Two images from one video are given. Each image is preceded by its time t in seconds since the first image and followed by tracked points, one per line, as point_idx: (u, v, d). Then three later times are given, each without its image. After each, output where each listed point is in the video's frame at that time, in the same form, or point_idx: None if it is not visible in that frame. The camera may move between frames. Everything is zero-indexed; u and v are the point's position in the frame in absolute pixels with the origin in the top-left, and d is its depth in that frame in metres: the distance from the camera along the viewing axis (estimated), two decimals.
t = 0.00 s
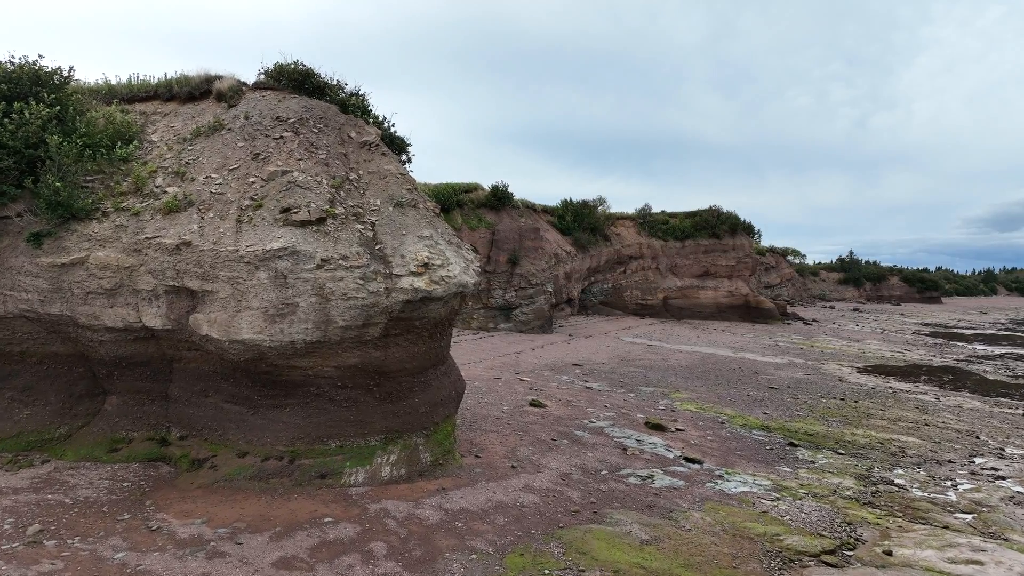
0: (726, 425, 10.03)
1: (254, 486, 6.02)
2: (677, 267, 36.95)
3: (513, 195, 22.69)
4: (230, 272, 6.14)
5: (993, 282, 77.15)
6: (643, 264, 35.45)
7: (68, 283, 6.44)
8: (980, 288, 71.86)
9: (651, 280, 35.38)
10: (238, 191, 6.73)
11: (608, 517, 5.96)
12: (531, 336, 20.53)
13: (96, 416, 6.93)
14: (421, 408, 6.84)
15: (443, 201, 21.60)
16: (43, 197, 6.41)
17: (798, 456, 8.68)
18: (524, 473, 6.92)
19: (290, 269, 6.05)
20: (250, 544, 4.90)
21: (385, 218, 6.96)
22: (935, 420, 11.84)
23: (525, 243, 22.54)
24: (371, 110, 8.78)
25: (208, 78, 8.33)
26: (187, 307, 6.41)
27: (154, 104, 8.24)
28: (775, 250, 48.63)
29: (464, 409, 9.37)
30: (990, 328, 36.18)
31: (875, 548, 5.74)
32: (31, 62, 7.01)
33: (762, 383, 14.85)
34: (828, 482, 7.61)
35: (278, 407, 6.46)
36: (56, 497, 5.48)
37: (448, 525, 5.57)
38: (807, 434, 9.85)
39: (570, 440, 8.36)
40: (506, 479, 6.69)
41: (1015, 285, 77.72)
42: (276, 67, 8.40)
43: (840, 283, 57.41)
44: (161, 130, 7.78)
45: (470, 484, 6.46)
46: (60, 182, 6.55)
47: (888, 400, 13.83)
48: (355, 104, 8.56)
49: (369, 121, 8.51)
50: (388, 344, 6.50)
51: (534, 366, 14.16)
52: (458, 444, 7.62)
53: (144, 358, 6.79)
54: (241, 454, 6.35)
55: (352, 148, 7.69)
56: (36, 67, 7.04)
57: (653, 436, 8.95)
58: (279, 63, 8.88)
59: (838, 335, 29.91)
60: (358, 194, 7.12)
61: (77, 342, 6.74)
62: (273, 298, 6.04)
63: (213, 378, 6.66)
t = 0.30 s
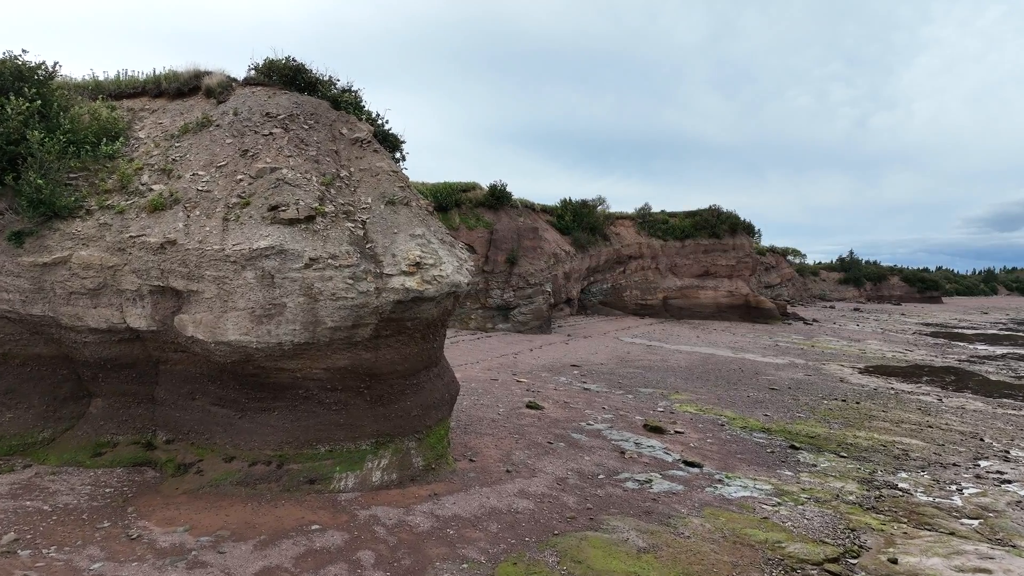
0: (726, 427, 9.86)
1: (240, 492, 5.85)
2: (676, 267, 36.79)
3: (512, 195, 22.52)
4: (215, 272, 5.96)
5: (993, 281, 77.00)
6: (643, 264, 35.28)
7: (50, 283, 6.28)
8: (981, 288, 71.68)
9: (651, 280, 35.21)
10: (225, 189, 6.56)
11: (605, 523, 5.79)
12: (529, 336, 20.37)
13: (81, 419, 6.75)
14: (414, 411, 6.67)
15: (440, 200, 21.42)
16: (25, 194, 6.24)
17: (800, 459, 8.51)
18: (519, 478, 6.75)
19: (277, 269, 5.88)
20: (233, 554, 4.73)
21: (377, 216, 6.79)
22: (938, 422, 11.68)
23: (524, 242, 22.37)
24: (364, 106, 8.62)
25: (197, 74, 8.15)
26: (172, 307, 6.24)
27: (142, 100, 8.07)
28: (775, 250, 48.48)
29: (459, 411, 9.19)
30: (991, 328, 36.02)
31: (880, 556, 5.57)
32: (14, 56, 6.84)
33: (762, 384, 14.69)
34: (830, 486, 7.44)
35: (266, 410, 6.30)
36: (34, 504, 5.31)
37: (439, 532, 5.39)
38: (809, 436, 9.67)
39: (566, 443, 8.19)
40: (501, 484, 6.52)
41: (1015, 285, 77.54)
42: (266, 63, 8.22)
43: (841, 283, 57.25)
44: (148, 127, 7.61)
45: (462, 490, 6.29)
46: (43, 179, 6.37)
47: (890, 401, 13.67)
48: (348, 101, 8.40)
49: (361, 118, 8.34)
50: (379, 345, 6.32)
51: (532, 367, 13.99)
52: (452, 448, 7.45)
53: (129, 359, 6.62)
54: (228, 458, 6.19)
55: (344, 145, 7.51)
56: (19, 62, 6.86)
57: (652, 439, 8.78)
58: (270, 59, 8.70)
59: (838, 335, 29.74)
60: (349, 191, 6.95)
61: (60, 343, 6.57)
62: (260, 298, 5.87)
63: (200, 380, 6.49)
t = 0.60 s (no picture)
0: (725, 429, 9.68)
1: (225, 498, 5.68)
2: (676, 267, 36.61)
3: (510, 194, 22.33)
4: (199, 271, 5.79)
5: (994, 281, 76.80)
6: (642, 264, 35.08)
7: (30, 283, 6.12)
8: (981, 288, 71.48)
9: (650, 280, 35.04)
10: (211, 186, 6.38)
11: (600, 530, 5.61)
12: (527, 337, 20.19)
13: (63, 422, 6.58)
14: (405, 415, 6.49)
15: (438, 200, 21.24)
16: (3, 191, 6.06)
17: (801, 462, 8.33)
18: (513, 482, 6.57)
19: (263, 268, 5.71)
20: (213, 563, 4.55)
21: (367, 214, 6.61)
22: (941, 424, 11.50)
23: (522, 242, 22.18)
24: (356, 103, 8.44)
25: (184, 69, 7.97)
26: (155, 307, 6.06)
27: (128, 96, 7.89)
28: (775, 250, 48.29)
29: (454, 414, 9.01)
30: (992, 328, 35.85)
31: (884, 564, 5.40)
32: None
33: (762, 385, 14.51)
34: (832, 491, 7.26)
35: (252, 413, 6.13)
36: (9, 512, 5.13)
37: (428, 540, 5.21)
38: (810, 439, 9.50)
39: (562, 446, 8.02)
40: (494, 490, 6.35)
41: (1015, 285, 77.34)
42: (255, 57, 8.05)
43: (841, 283, 57.06)
44: (134, 123, 7.43)
45: (454, 495, 6.12)
46: (22, 176, 6.20)
47: (892, 402, 13.49)
48: (340, 97, 8.23)
49: (353, 114, 8.16)
50: (368, 347, 6.15)
51: (529, 368, 13.80)
52: (445, 451, 7.28)
53: (113, 361, 6.45)
54: (213, 463, 6.02)
55: (334, 141, 7.33)
56: None
57: (649, 442, 8.61)
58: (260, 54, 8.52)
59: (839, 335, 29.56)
60: (338, 189, 6.78)
61: (42, 345, 6.40)
62: (244, 298, 5.70)
63: (185, 382, 6.32)
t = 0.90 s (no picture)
0: (724, 432, 9.50)
1: (208, 505, 5.50)
2: (676, 267, 36.44)
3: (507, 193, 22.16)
4: (181, 270, 5.61)
5: (994, 281, 76.63)
6: (642, 264, 34.91)
7: (8, 282, 5.97)
8: (982, 288, 71.29)
9: (649, 280, 34.87)
10: (195, 183, 6.21)
11: (595, 538, 5.44)
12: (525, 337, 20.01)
13: (44, 426, 6.40)
14: (395, 418, 6.30)
15: (435, 199, 21.07)
16: None
17: (802, 466, 8.16)
18: (506, 488, 6.40)
19: (246, 267, 5.54)
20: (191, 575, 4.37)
21: (356, 212, 6.43)
22: (944, 426, 11.32)
23: (520, 241, 22.00)
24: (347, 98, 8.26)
25: (171, 64, 7.79)
26: (137, 308, 5.89)
27: (114, 92, 7.72)
28: (774, 250, 48.14)
29: (448, 416, 8.83)
30: (993, 328, 35.68)
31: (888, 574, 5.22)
32: None
33: (762, 386, 14.34)
34: (834, 496, 7.07)
35: (237, 417, 5.96)
36: None
37: (417, 549, 5.03)
38: (811, 442, 9.32)
39: (558, 450, 7.84)
40: (486, 496, 6.17)
41: (1016, 284, 77.17)
42: (243, 52, 7.87)
43: (841, 283, 56.89)
44: (118, 119, 7.25)
45: (445, 502, 5.94)
46: None
47: (894, 403, 13.32)
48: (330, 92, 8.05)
49: (343, 110, 7.98)
50: (356, 348, 5.96)
51: (526, 369, 13.63)
52: (437, 455, 7.10)
53: (94, 363, 6.27)
54: (196, 469, 5.84)
55: (323, 137, 7.15)
56: None
57: (647, 445, 8.43)
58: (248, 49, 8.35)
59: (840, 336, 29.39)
60: (327, 186, 6.60)
61: (21, 346, 6.23)
62: (227, 298, 5.53)
63: (168, 385, 6.15)
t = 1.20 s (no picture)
0: (723, 435, 9.32)
1: (188, 513, 5.31)
2: (675, 267, 36.28)
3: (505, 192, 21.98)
4: (161, 270, 5.43)
5: (995, 281, 76.46)
6: (641, 264, 34.73)
7: None
8: (982, 287, 71.12)
9: (649, 280, 34.70)
10: (177, 180, 6.02)
11: (589, 547, 5.25)
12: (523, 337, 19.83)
13: (23, 431, 6.22)
14: (383, 423, 6.11)
15: (432, 198, 20.88)
16: None
17: (803, 470, 7.98)
18: (498, 494, 6.21)
19: (228, 267, 5.35)
20: None
21: (343, 210, 6.24)
22: (947, 428, 11.13)
23: (518, 241, 21.81)
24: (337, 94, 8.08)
25: (156, 59, 7.60)
26: (116, 309, 5.70)
27: (97, 87, 7.54)
28: (774, 250, 47.98)
29: (441, 419, 8.65)
30: (995, 328, 35.49)
31: None
32: None
33: (762, 387, 14.16)
34: (836, 501, 6.89)
35: (220, 421, 5.77)
36: None
37: (403, 559, 4.85)
38: (812, 444, 9.13)
39: (553, 454, 7.66)
40: (477, 502, 5.99)
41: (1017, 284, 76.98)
42: (230, 47, 7.70)
43: (841, 283, 56.73)
44: (101, 115, 7.07)
45: (435, 509, 5.75)
46: None
47: (896, 405, 13.14)
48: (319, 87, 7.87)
49: (333, 106, 7.80)
50: (343, 350, 5.78)
51: (523, 370, 13.45)
52: (428, 460, 6.92)
53: (74, 366, 6.09)
54: (177, 475, 5.66)
55: (311, 133, 6.96)
56: None
57: (644, 449, 8.25)
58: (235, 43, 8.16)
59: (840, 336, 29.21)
60: (313, 183, 6.41)
61: None
62: (209, 299, 5.34)
63: (150, 389, 5.96)
